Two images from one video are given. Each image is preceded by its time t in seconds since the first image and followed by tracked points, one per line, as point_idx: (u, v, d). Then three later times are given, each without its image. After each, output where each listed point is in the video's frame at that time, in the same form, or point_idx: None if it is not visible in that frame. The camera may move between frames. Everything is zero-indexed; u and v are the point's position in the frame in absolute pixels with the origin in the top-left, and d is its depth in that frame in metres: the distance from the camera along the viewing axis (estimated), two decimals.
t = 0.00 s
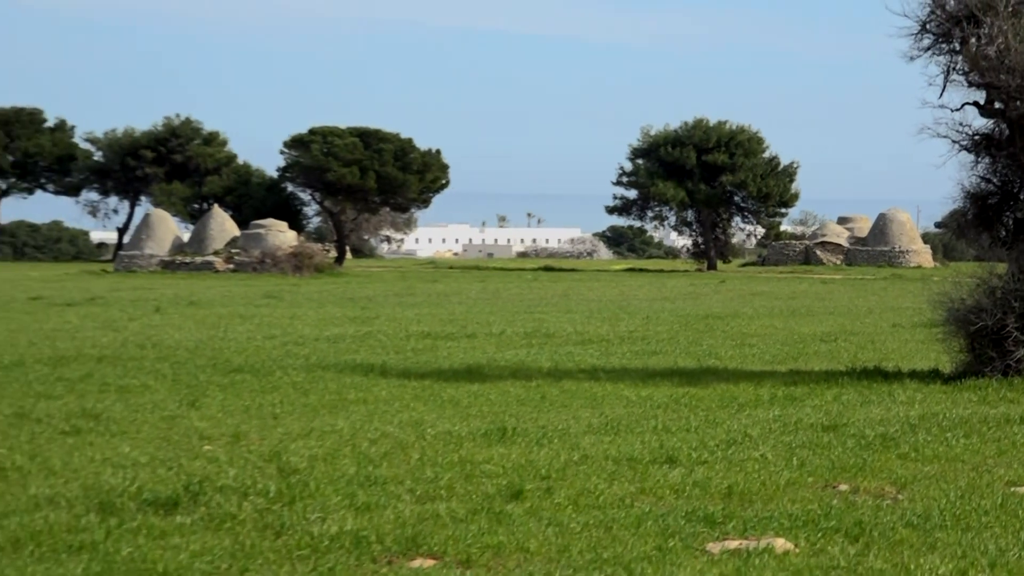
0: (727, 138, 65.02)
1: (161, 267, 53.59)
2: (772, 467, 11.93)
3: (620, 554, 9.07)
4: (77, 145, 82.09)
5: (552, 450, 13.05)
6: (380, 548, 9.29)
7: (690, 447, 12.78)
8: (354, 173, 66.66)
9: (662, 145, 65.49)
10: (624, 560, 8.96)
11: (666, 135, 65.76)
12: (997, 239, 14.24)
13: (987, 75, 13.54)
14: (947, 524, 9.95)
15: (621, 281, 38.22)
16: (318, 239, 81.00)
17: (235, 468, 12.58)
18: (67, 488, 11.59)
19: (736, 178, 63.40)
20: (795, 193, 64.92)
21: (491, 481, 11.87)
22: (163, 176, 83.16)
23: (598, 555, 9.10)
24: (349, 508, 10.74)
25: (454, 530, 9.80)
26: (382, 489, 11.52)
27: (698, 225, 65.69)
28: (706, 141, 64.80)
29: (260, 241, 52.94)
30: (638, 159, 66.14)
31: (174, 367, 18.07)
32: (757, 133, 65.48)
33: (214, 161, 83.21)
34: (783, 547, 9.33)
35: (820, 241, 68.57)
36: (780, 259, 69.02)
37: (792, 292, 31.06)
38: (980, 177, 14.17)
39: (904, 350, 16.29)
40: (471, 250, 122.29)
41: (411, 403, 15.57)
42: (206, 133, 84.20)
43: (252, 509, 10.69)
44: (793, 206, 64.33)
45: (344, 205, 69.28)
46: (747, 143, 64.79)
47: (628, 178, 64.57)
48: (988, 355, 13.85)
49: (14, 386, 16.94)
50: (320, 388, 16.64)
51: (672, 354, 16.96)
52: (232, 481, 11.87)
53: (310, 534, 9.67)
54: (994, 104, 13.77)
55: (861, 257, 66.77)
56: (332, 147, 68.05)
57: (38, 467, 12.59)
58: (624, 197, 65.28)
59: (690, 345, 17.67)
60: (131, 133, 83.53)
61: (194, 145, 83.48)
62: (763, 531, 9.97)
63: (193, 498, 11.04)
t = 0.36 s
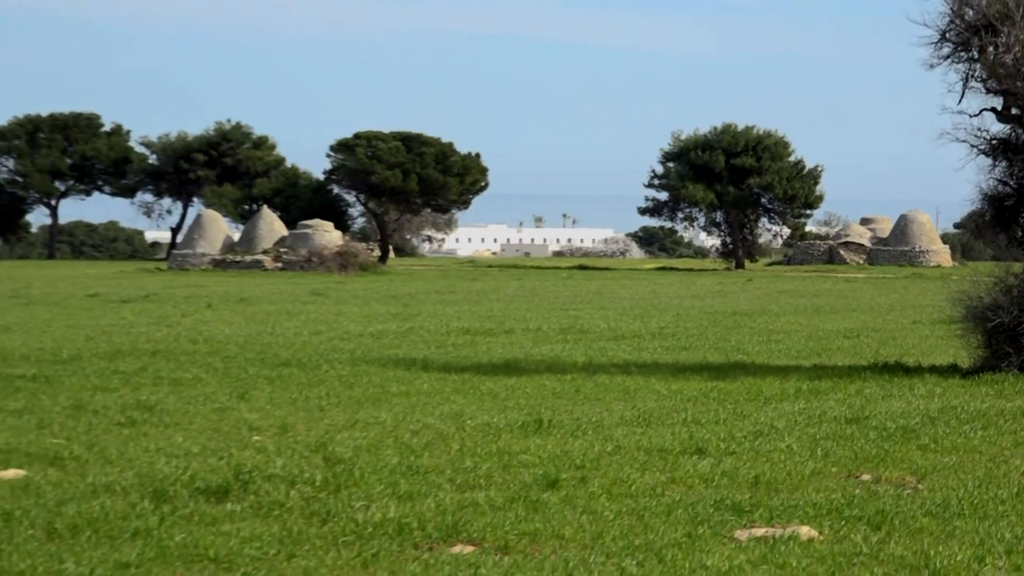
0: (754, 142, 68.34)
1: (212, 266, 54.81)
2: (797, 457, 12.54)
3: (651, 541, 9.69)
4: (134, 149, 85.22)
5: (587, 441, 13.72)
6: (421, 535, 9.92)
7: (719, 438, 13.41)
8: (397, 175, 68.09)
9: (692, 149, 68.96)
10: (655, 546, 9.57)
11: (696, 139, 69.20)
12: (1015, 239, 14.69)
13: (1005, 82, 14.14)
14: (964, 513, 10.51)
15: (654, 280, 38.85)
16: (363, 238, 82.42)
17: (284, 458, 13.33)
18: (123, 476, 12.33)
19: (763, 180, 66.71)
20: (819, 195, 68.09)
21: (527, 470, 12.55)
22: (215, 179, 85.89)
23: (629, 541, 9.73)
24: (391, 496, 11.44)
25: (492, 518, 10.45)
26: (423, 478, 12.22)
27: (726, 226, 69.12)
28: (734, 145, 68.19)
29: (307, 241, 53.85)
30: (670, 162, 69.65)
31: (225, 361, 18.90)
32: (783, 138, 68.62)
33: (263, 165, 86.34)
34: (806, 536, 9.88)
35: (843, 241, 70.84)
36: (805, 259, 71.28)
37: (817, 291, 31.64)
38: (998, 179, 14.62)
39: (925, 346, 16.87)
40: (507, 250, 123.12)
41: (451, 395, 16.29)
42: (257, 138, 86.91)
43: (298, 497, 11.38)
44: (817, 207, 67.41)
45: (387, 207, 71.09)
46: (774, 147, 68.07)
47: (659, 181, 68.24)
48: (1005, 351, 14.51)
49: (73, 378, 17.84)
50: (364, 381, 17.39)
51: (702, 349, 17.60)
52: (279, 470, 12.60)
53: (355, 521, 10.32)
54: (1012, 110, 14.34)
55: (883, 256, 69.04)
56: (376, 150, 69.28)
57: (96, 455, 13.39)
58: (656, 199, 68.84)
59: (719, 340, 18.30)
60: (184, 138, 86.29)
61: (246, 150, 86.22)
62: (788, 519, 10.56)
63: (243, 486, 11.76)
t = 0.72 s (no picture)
0: (774, 147, 71.16)
1: (254, 265, 55.79)
2: (814, 449, 13.14)
3: (675, 529, 10.24)
4: (179, 153, 87.35)
5: (612, 433, 14.39)
6: (455, 523, 10.50)
7: (739, 431, 14.04)
8: (431, 179, 69.12)
9: (714, 154, 71.90)
10: (678, 534, 10.11)
11: (718, 144, 72.10)
12: None
13: (1014, 89, 14.80)
14: (976, 503, 11.04)
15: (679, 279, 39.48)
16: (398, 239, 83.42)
17: (322, 449, 14.07)
18: (169, 466, 12.95)
19: (781, 184, 69.65)
20: (836, 197, 71.00)
21: (555, 461, 13.23)
22: (257, 182, 87.74)
23: (654, 529, 10.29)
24: (426, 486, 12.12)
25: (522, 508, 11.06)
26: (456, 469, 12.90)
27: (746, 227, 72.15)
28: (754, 150, 71.02)
29: (346, 241, 54.73)
30: (693, 166, 72.57)
31: (265, 356, 19.70)
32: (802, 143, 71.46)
33: (303, 168, 88.09)
34: (825, 525, 10.35)
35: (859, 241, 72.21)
36: (821, 258, 72.65)
37: (832, 289, 32.31)
38: (1009, 183, 15.12)
39: (936, 342, 17.50)
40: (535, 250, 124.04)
41: (483, 389, 17.01)
42: (298, 143, 88.85)
43: (336, 487, 12.04)
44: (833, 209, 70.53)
45: (422, 209, 71.94)
46: (792, 152, 70.93)
47: (683, 185, 71.17)
48: (1015, 347, 15.13)
49: (121, 373, 18.64)
50: (399, 375, 18.14)
51: (723, 345, 18.26)
52: (318, 461, 13.28)
53: (391, 511, 10.91)
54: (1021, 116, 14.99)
55: (896, 256, 70.37)
56: (411, 155, 70.11)
57: (143, 446, 14.10)
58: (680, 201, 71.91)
59: (740, 336, 18.96)
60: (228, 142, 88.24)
61: (287, 154, 88.06)
62: (806, 508, 11.12)
63: (284, 477, 12.45)
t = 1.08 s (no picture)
0: (791, 150, 71.70)
1: (292, 265, 56.82)
2: (830, 441, 13.76)
3: (695, 518, 10.88)
4: (220, 157, 88.71)
5: (636, 426, 15.05)
6: (485, 513, 11.19)
7: (758, 424, 14.68)
8: (462, 181, 69.96)
9: (733, 157, 72.52)
10: (699, 523, 10.73)
11: (737, 148, 72.72)
12: None
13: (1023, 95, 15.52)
14: (986, 493, 11.61)
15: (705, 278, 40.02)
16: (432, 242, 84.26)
17: (358, 442, 14.81)
18: (210, 458, 13.71)
19: (798, 186, 70.25)
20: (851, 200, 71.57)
21: (582, 453, 13.92)
22: (295, 186, 88.84)
23: (676, 519, 10.93)
24: (457, 477, 12.83)
25: (550, 498, 11.73)
26: (486, 461, 13.61)
27: (764, 228, 72.91)
28: (772, 153, 71.61)
29: (379, 242, 55.78)
30: (712, 169, 73.28)
31: (303, 352, 20.50)
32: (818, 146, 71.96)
33: (339, 172, 89.21)
34: (841, 514, 10.95)
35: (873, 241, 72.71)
36: (835, 258, 73.21)
37: (848, 288, 32.93)
38: (1018, 185, 15.64)
39: (947, 338, 18.11)
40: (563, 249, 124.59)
41: (512, 384, 17.73)
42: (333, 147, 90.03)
43: (371, 478, 12.76)
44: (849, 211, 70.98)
45: (454, 211, 72.76)
46: (809, 155, 71.47)
47: (703, 188, 71.89)
48: None
49: (164, 369, 19.49)
50: (431, 371, 18.88)
51: (743, 341, 18.89)
52: (353, 454, 14.04)
53: (423, 501, 11.62)
54: None
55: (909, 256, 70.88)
56: (442, 158, 70.83)
57: (186, 439, 14.89)
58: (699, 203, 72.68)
59: (759, 333, 19.60)
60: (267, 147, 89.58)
61: (324, 158, 89.17)
62: (823, 498, 11.72)
63: (321, 468, 13.18)
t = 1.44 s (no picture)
0: (807, 154, 72.11)
1: (329, 266, 57.77)
2: (845, 433, 14.39)
3: (716, 508, 11.53)
4: (259, 162, 90.11)
5: (659, 420, 15.73)
6: (513, 504, 11.90)
7: (776, 417, 15.33)
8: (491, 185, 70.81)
9: (751, 160, 73.01)
10: (719, 513, 11.36)
11: (755, 152, 73.20)
12: None
13: None
14: (995, 483, 12.19)
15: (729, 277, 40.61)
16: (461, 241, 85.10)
17: (391, 435, 15.58)
18: (251, 451, 14.51)
19: (814, 189, 70.72)
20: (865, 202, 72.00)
21: (607, 446, 14.62)
22: (331, 190, 89.85)
23: (697, 509, 11.59)
24: (487, 469, 13.54)
25: (576, 490, 12.40)
26: (514, 453, 14.34)
27: (781, 230, 73.44)
28: (789, 156, 72.05)
29: (412, 242, 56.32)
30: (730, 172, 73.80)
31: (338, 349, 21.32)
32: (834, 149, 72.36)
33: (373, 176, 90.20)
34: (856, 503, 11.55)
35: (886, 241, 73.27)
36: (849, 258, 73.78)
37: (860, 286, 33.57)
38: None
39: (958, 335, 18.74)
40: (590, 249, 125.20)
41: (540, 378, 18.47)
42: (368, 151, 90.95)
43: (404, 470, 13.50)
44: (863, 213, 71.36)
45: (483, 213, 73.62)
46: (825, 158, 71.89)
47: (722, 191, 72.42)
48: None
49: (206, 365, 20.35)
50: (462, 367, 19.64)
51: (761, 338, 19.57)
52: (387, 447, 14.80)
53: (455, 492, 12.34)
54: None
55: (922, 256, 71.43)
56: (472, 163, 71.63)
57: (228, 433, 15.70)
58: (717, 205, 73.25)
59: (777, 329, 20.26)
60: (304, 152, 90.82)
61: (358, 162, 89.94)
62: (838, 488, 12.33)
63: (355, 461, 13.94)
